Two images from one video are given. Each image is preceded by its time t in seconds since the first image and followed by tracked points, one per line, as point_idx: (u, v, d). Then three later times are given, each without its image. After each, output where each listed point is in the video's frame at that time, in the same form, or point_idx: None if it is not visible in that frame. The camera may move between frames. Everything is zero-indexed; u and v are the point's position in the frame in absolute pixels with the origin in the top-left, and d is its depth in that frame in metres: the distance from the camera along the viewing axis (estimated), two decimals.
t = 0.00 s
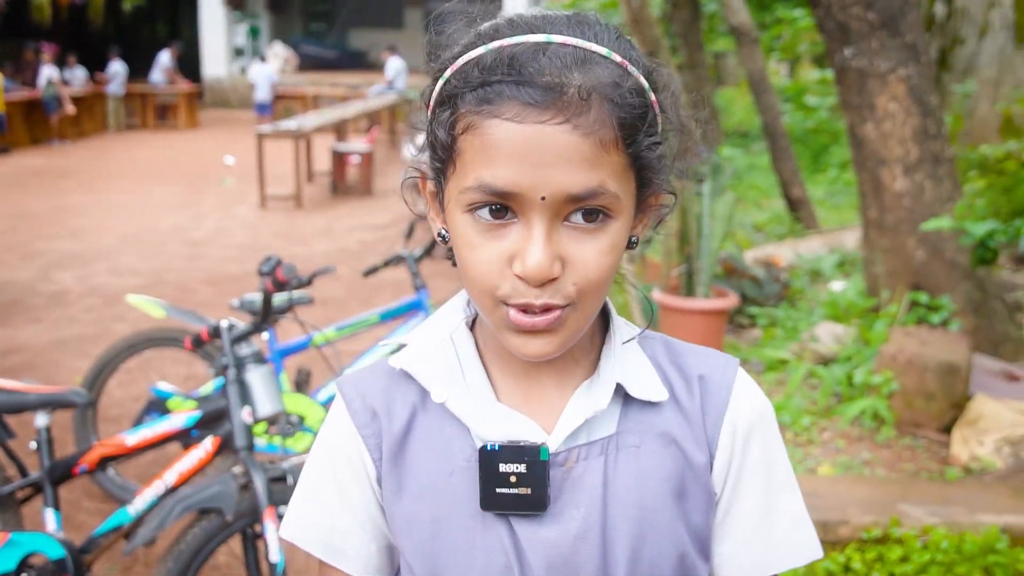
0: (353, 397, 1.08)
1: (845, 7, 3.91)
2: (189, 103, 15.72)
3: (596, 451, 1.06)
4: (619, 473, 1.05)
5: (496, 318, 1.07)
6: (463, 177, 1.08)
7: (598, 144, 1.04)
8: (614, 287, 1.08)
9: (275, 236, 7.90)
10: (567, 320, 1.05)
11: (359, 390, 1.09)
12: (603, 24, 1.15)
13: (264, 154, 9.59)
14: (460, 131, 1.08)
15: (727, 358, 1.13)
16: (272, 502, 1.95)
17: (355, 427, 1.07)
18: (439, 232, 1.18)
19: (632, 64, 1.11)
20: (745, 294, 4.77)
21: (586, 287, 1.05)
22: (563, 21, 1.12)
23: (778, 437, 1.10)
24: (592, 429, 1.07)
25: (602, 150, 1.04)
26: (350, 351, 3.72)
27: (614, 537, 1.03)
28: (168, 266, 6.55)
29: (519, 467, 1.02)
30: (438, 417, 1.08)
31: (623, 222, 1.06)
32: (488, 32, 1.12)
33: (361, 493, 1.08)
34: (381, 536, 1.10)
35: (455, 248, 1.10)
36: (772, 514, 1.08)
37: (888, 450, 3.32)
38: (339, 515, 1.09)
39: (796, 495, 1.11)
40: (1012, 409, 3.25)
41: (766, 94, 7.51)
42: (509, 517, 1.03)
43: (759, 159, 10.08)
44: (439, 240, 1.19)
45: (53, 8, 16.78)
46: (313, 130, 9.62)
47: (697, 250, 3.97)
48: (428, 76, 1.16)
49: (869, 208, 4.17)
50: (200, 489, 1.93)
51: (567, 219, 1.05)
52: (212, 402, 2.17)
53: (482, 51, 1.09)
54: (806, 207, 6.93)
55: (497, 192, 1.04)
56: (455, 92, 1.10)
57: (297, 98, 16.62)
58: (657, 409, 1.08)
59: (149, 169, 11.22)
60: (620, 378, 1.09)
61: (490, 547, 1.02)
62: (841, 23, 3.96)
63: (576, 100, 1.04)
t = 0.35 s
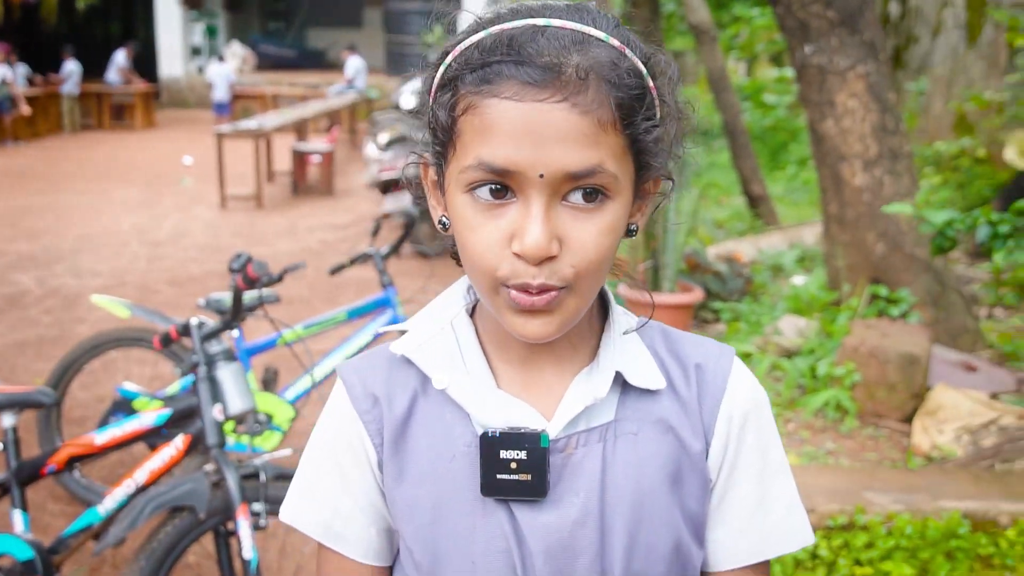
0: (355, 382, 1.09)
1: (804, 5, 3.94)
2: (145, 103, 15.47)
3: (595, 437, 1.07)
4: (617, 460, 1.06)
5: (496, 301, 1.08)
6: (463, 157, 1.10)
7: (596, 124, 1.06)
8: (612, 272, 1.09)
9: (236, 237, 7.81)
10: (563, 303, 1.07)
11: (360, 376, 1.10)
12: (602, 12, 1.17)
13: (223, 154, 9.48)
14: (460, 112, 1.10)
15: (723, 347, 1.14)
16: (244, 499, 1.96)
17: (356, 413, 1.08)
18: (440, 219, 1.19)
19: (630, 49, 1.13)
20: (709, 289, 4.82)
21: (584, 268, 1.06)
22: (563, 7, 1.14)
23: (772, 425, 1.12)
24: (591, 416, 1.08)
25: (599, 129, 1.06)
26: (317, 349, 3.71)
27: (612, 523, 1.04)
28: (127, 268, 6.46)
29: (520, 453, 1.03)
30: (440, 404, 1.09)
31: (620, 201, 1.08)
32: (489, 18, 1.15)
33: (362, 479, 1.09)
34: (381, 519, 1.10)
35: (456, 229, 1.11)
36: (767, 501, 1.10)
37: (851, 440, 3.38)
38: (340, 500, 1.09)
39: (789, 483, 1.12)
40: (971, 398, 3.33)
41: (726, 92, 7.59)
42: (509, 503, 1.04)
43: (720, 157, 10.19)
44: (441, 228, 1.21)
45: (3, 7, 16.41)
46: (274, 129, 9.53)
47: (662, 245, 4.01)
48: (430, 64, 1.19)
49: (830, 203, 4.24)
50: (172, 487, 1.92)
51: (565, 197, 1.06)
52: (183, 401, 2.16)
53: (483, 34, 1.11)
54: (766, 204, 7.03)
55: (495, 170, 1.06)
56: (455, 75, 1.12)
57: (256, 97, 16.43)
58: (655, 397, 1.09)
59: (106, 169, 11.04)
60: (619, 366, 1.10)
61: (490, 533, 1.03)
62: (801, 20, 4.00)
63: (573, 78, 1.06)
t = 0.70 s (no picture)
0: (361, 360, 1.13)
1: (764, 5, 4.06)
2: (104, 104, 15.27)
3: (587, 413, 1.12)
4: (608, 434, 1.11)
5: (496, 280, 1.15)
6: (465, 145, 1.16)
7: (589, 111, 1.13)
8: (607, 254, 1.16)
9: (199, 237, 7.76)
10: (561, 282, 1.13)
11: (366, 355, 1.14)
12: (591, 13, 1.25)
13: (185, 154, 9.40)
14: (461, 104, 1.17)
15: (707, 331, 1.20)
16: (221, 492, 2.03)
17: (361, 390, 1.12)
18: (441, 209, 1.26)
19: (619, 45, 1.20)
20: (673, 284, 4.90)
21: (579, 248, 1.12)
22: (554, 8, 1.22)
23: (752, 406, 1.17)
24: (583, 393, 1.13)
25: (592, 117, 1.13)
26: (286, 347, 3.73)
27: (603, 496, 1.09)
28: (89, 269, 6.41)
29: (517, 427, 1.08)
30: (441, 382, 1.14)
31: (612, 185, 1.15)
32: (486, 18, 1.23)
33: (366, 455, 1.13)
34: (384, 494, 1.14)
35: (457, 214, 1.18)
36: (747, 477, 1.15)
37: (812, 429, 3.47)
38: (345, 476, 1.13)
39: (768, 462, 1.18)
40: (927, 387, 3.48)
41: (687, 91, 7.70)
42: (506, 475, 1.08)
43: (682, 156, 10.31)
44: (442, 219, 1.27)
45: None
46: (236, 129, 9.47)
47: (627, 240, 4.08)
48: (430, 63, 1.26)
49: (790, 199, 4.33)
50: (149, 482, 2.02)
51: (561, 181, 1.13)
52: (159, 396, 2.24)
53: (481, 33, 1.19)
54: (728, 202, 7.15)
55: (495, 156, 1.13)
56: (455, 71, 1.19)
57: (216, 98, 16.28)
58: (643, 376, 1.14)
59: (64, 171, 10.88)
60: (611, 346, 1.15)
61: (487, 505, 1.08)
62: (761, 20, 4.11)
63: (567, 70, 1.13)
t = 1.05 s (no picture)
0: (363, 336, 1.27)
1: (731, 5, 4.19)
2: (73, 105, 15.13)
3: (572, 382, 1.26)
4: (590, 401, 1.25)
5: (487, 262, 1.24)
6: (456, 138, 1.25)
7: (569, 107, 1.23)
8: (587, 236, 1.25)
9: (173, 237, 7.77)
10: (546, 261, 1.23)
11: (367, 331, 1.28)
12: (570, 13, 1.34)
13: (157, 155, 9.37)
14: (451, 101, 1.26)
15: (683, 308, 1.34)
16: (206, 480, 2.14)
17: (364, 362, 1.26)
18: (435, 196, 1.35)
19: (596, 42, 1.29)
20: (644, 278, 4.99)
21: (563, 232, 1.22)
22: (536, 9, 1.30)
23: (724, 377, 1.31)
24: (568, 363, 1.27)
25: (572, 111, 1.23)
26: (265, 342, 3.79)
27: (586, 458, 1.23)
28: (63, 270, 6.41)
29: (508, 394, 1.21)
30: (436, 354, 1.27)
31: (591, 174, 1.25)
32: (472, 19, 1.31)
33: (369, 421, 1.26)
34: (385, 457, 1.27)
35: (451, 202, 1.27)
36: (718, 440, 1.29)
37: (779, 416, 3.58)
38: (350, 440, 1.26)
39: (739, 426, 1.33)
40: (890, 375, 3.60)
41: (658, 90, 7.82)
42: (498, 439, 1.22)
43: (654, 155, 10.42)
44: (436, 206, 1.37)
45: None
46: (209, 130, 9.46)
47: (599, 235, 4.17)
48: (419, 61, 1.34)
49: (757, 195, 4.44)
50: (138, 469, 2.12)
51: (545, 171, 1.23)
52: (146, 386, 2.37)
53: (468, 33, 1.27)
54: (698, 200, 7.26)
55: (484, 149, 1.23)
56: (446, 69, 1.28)
57: (186, 99, 16.18)
58: (623, 348, 1.28)
59: (34, 172, 10.80)
60: (593, 320, 1.29)
61: (482, 465, 1.22)
62: (728, 20, 4.23)
63: (548, 68, 1.22)
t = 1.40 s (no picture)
0: (366, 326, 1.34)
1: (710, 8, 4.30)
2: (54, 107, 15.07)
3: (561, 368, 1.33)
4: (578, 387, 1.32)
5: (483, 248, 1.33)
6: (455, 133, 1.35)
7: (559, 103, 1.33)
8: (576, 225, 1.34)
9: (158, 238, 7.81)
10: (538, 247, 1.31)
11: (370, 321, 1.35)
12: (559, 22, 1.44)
13: (141, 156, 9.38)
14: (450, 100, 1.36)
15: (666, 301, 1.41)
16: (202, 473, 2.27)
17: (367, 350, 1.33)
18: (434, 193, 1.44)
19: (583, 47, 1.40)
20: (627, 276, 5.07)
21: (553, 219, 1.31)
22: (528, 18, 1.42)
23: (704, 365, 1.39)
24: (558, 351, 1.35)
25: (561, 107, 1.33)
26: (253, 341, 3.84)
27: (574, 439, 1.30)
28: (48, 271, 6.45)
29: (501, 378, 1.29)
30: (435, 342, 1.34)
31: (580, 166, 1.34)
32: (469, 26, 1.42)
33: (371, 407, 1.34)
34: (387, 439, 1.35)
35: (449, 193, 1.36)
36: (698, 425, 1.37)
37: (760, 409, 3.66)
38: (354, 423, 1.34)
39: (718, 411, 1.40)
40: (866, 368, 3.71)
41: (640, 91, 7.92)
42: (492, 421, 1.30)
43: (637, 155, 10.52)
44: (434, 202, 1.45)
45: None
46: (192, 131, 9.47)
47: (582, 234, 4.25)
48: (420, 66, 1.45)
49: (737, 193, 4.53)
50: (136, 462, 2.24)
51: (536, 163, 1.32)
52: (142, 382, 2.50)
53: (465, 38, 1.38)
54: (679, 199, 7.36)
55: (480, 141, 1.33)
56: (444, 71, 1.38)
57: (169, 99, 16.15)
58: (608, 337, 1.36)
59: (17, 174, 10.78)
60: (581, 311, 1.36)
61: (477, 446, 1.29)
62: (707, 22, 4.34)
63: (539, 67, 1.33)
